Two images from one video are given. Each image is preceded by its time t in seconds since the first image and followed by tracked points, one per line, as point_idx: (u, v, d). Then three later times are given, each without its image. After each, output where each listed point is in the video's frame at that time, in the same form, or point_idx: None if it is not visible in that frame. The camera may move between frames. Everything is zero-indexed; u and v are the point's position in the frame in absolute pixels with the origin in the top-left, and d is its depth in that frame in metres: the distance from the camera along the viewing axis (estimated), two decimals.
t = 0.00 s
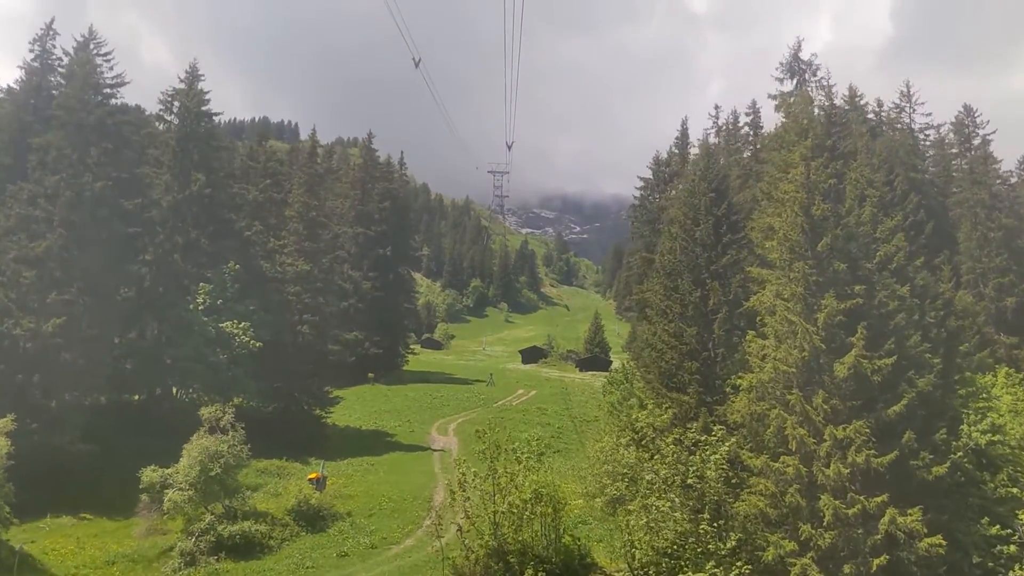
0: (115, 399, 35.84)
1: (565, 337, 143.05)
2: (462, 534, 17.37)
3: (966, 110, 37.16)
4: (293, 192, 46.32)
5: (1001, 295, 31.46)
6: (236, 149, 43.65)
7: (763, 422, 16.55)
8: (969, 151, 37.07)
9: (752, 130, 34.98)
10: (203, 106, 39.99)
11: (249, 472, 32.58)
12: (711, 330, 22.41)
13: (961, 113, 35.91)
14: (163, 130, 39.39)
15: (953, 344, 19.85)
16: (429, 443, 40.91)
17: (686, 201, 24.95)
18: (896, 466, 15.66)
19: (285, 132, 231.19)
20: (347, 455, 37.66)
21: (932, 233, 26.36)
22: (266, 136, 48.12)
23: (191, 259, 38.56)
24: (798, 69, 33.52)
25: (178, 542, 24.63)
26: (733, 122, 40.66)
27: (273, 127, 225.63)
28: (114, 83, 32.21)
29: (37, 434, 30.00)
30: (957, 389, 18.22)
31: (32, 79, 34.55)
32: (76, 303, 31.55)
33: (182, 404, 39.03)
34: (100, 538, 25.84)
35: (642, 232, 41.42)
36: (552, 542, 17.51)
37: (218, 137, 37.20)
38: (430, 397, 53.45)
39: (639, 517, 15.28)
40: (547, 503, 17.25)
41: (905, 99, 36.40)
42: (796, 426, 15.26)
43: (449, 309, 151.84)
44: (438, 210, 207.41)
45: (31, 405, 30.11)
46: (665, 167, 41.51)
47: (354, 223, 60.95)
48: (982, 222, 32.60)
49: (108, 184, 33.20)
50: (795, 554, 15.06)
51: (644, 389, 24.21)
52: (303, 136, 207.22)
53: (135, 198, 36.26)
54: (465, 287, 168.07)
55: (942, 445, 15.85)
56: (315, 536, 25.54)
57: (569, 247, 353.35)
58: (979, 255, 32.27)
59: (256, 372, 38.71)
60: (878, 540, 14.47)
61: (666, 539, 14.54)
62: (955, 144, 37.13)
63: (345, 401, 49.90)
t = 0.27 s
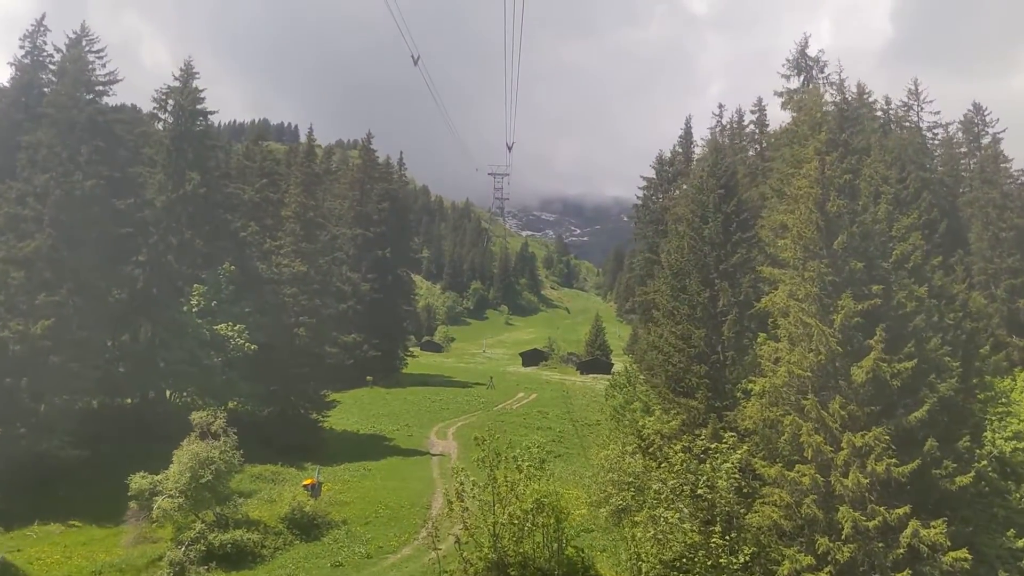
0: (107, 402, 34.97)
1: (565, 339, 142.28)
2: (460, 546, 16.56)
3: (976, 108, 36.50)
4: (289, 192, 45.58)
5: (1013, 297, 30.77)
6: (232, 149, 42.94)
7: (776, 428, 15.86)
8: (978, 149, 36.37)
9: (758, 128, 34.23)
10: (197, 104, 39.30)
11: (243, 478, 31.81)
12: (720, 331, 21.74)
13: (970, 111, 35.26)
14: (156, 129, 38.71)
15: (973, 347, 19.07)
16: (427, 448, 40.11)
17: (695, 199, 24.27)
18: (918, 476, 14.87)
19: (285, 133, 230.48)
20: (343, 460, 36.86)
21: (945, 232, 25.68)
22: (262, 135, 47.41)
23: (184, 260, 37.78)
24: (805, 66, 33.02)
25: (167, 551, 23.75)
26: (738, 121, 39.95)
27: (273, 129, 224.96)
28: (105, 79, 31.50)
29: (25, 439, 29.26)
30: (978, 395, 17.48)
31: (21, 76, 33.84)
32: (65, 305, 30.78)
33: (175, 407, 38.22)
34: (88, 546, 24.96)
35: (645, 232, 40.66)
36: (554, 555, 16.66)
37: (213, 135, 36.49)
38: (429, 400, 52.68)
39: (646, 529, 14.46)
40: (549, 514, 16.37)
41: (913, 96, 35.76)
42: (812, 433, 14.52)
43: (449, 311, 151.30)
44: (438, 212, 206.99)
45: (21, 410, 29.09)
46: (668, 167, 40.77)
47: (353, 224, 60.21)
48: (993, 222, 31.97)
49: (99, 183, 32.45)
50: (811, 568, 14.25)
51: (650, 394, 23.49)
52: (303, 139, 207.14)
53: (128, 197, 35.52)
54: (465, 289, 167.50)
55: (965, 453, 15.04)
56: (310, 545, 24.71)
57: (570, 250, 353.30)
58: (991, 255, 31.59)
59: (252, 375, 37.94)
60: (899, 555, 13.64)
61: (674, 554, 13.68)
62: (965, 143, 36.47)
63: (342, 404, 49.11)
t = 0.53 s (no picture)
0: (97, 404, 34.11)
1: (566, 340, 141.62)
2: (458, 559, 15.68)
3: (986, 103, 35.81)
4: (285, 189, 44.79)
5: None
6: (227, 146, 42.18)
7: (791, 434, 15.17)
8: (986, 146, 35.73)
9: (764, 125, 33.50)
10: (191, 99, 38.55)
11: (236, 483, 31.05)
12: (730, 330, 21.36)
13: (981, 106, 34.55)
14: (149, 125, 37.97)
15: (994, 348, 18.32)
16: (426, 451, 39.36)
17: (706, 194, 23.67)
18: (942, 485, 14.18)
19: (284, 133, 229.71)
20: (340, 463, 36.14)
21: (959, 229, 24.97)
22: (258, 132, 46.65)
23: (178, 259, 37.04)
24: (813, 60, 32.29)
25: (156, 559, 22.98)
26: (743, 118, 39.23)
27: (273, 128, 224.17)
28: (95, 74, 30.74)
29: (12, 442, 28.27)
30: (1001, 398, 16.75)
31: (9, 70, 33.08)
32: (54, 304, 30.02)
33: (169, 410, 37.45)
34: (75, 553, 24.13)
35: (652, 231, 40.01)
36: (557, 568, 15.81)
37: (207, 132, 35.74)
38: (428, 402, 51.97)
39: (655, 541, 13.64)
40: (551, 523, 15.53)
41: (923, 91, 35.06)
42: (830, 439, 13.83)
43: (448, 311, 150.69)
44: (439, 212, 206.45)
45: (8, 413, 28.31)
46: (671, 164, 40.03)
47: (351, 223, 59.49)
48: (1005, 220, 31.28)
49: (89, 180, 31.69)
50: None
51: (657, 398, 22.77)
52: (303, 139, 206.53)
53: (120, 195, 34.77)
54: (465, 289, 166.89)
55: (991, 461, 14.29)
56: (304, 553, 23.92)
57: (570, 250, 352.72)
58: (1003, 254, 30.90)
59: (247, 377, 37.25)
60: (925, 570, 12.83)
61: (686, 568, 12.85)
62: (975, 139, 35.78)
63: (339, 406, 48.36)
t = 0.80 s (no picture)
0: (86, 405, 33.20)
1: (565, 339, 140.89)
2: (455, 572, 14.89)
3: (997, 97, 35.04)
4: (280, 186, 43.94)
5: None
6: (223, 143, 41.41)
7: (808, 439, 14.75)
8: (995, 142, 35.07)
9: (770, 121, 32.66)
10: (184, 94, 37.70)
11: (224, 486, 30.31)
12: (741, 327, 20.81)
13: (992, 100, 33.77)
14: (141, 120, 37.12)
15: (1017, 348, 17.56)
16: (424, 453, 38.60)
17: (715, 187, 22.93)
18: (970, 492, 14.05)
19: (283, 132, 228.39)
20: (335, 465, 35.36)
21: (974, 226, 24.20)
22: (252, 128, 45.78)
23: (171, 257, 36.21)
24: (820, 52, 31.50)
25: (143, 567, 22.11)
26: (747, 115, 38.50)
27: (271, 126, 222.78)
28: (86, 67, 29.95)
29: None
30: None
31: None
32: (42, 303, 29.14)
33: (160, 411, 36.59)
34: (59, 560, 23.26)
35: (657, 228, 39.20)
36: None
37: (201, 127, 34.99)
38: (426, 402, 51.19)
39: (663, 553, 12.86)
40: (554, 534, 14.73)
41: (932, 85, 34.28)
42: (850, 445, 13.32)
43: (448, 311, 149.89)
44: (438, 212, 205.68)
45: None
46: (674, 160, 39.22)
47: (349, 221, 58.68)
48: (1017, 216, 30.53)
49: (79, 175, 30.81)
50: None
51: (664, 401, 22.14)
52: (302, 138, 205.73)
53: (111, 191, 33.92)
54: (465, 289, 166.06)
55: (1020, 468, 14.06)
56: (297, 560, 23.05)
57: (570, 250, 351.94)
58: (1016, 251, 30.13)
59: (241, 377, 36.44)
60: None
61: None
62: (985, 134, 35.01)
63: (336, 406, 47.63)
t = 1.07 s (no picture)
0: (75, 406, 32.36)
1: (566, 339, 140.14)
2: None
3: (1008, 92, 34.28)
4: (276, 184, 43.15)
5: None
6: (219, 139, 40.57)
7: (828, 445, 14.51)
8: (1005, 138, 34.37)
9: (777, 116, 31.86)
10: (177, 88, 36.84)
11: (217, 491, 29.54)
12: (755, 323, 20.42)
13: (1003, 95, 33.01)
14: (133, 115, 36.28)
15: None
16: (422, 455, 37.88)
17: (725, 179, 22.55)
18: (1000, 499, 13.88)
19: (282, 131, 227.28)
20: (332, 467, 34.66)
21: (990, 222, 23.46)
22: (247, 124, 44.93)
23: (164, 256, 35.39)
24: (828, 45, 30.73)
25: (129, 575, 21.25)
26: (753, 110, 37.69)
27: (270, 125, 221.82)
28: (76, 61, 29.16)
29: None
30: None
31: None
32: (29, 301, 28.30)
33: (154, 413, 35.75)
34: (43, 567, 22.42)
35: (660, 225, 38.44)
36: None
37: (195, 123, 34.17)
38: (424, 403, 50.43)
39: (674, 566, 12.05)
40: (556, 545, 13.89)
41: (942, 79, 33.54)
42: (874, 452, 13.18)
43: (447, 311, 149.09)
44: (438, 212, 204.86)
45: None
46: (678, 156, 38.42)
47: (347, 220, 57.92)
48: None
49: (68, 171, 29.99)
50: None
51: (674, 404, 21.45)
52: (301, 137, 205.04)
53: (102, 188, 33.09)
54: (464, 289, 165.24)
55: None
56: (290, 567, 22.21)
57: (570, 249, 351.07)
58: None
59: (235, 378, 35.56)
60: None
61: None
62: (996, 129, 34.24)
63: (333, 407, 46.88)
